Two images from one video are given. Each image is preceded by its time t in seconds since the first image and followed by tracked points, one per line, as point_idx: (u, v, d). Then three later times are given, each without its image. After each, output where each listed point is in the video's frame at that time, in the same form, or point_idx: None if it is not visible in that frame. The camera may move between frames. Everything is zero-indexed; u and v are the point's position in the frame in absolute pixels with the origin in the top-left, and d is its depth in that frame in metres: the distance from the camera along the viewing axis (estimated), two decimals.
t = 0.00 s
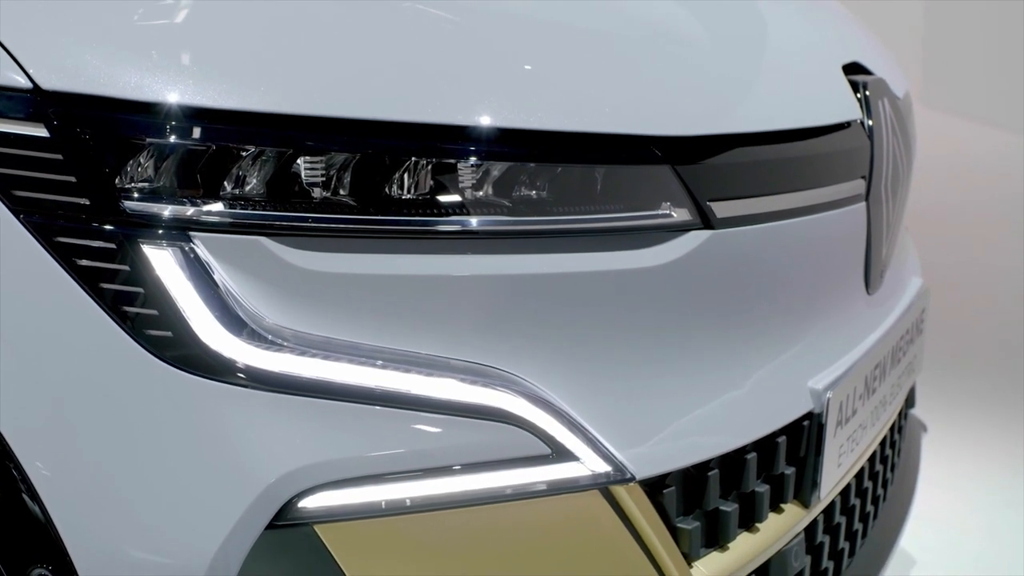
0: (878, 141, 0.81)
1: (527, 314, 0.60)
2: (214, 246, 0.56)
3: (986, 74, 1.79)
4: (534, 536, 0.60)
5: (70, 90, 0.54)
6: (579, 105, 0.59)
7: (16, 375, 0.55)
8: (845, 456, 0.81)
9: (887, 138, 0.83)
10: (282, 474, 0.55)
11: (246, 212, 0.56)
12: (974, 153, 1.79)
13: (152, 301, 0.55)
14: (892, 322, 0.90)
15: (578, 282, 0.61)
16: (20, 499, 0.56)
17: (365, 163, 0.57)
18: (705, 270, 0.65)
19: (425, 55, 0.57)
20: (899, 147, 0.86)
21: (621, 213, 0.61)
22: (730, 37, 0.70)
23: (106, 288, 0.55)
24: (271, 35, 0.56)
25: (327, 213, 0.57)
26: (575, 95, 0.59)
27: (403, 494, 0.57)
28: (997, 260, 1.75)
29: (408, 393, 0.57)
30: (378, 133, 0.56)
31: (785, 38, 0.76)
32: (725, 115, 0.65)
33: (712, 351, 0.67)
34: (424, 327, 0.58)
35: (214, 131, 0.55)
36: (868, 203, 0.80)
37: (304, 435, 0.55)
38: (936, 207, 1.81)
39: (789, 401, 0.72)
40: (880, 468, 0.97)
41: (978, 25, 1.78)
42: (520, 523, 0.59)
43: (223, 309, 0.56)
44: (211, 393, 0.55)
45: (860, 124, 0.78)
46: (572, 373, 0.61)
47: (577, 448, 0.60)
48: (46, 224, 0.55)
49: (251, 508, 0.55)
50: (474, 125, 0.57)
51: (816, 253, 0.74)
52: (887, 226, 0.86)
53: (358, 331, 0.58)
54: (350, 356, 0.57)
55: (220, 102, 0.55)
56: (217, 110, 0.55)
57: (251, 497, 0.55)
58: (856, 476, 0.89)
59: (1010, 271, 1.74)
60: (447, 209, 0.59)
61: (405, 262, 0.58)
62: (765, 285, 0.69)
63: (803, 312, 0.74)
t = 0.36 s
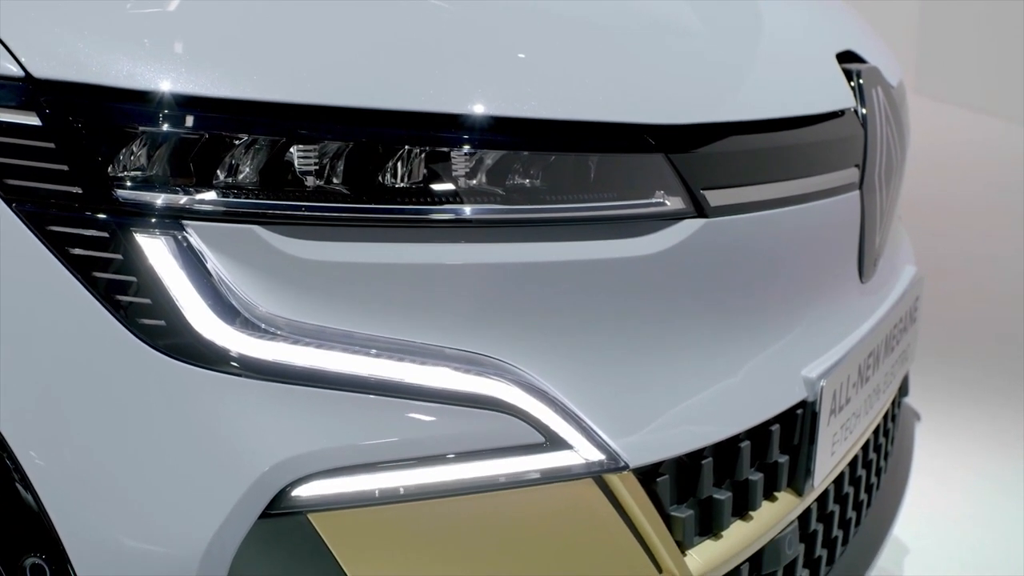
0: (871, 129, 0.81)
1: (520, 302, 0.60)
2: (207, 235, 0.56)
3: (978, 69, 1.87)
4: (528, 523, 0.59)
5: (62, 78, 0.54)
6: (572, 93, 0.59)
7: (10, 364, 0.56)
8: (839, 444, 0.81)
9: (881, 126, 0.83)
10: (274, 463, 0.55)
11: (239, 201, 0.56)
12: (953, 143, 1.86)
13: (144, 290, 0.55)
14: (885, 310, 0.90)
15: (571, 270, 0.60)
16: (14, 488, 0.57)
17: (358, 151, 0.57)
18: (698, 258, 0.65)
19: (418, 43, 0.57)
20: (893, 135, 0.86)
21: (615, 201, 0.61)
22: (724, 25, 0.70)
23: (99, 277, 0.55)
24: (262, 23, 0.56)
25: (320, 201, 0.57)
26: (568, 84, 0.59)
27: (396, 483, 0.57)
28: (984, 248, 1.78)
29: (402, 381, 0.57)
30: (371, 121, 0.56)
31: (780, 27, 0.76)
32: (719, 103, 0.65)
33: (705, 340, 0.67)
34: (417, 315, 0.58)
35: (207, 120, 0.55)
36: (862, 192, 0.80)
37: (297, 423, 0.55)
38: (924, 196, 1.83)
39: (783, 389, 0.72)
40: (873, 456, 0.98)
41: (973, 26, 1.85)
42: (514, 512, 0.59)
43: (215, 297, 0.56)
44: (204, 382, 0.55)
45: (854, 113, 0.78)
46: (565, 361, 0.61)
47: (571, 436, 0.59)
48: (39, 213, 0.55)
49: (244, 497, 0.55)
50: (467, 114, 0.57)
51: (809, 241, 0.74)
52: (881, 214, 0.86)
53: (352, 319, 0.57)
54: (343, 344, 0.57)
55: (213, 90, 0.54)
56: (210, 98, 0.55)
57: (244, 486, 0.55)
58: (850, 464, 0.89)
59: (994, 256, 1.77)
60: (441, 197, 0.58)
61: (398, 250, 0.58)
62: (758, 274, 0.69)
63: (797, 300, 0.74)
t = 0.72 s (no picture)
0: (866, 117, 0.81)
1: (515, 290, 0.60)
2: (202, 223, 0.55)
3: (979, 59, 1.79)
4: (524, 512, 0.59)
5: (55, 65, 0.54)
6: (567, 81, 0.59)
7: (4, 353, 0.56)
8: (833, 432, 0.81)
9: (876, 114, 0.83)
10: (269, 451, 0.55)
11: (233, 188, 0.56)
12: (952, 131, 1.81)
13: (139, 278, 0.54)
14: (879, 298, 0.90)
15: (565, 258, 0.60)
16: (9, 476, 0.57)
17: (353, 138, 0.57)
18: (692, 246, 0.65)
19: (411, 30, 0.57)
20: (887, 123, 0.86)
21: (609, 189, 0.61)
22: (719, 13, 0.70)
23: (94, 265, 0.54)
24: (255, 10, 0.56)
25: (314, 189, 0.57)
26: (562, 71, 0.59)
27: (391, 470, 0.56)
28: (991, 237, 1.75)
29: (397, 369, 0.56)
30: (366, 109, 0.56)
31: (775, 15, 0.75)
32: (714, 91, 0.64)
33: (699, 327, 0.67)
34: (412, 303, 0.58)
35: (201, 107, 0.55)
36: (856, 179, 0.80)
37: (292, 411, 0.55)
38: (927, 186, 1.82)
39: (777, 377, 0.73)
40: (868, 444, 0.98)
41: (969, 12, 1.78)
42: (510, 500, 0.59)
43: (210, 285, 0.55)
44: (199, 370, 0.54)
45: (848, 100, 0.78)
46: (559, 349, 0.61)
47: (565, 424, 0.59)
48: (33, 201, 0.55)
49: (239, 485, 0.55)
50: (462, 101, 0.57)
51: (803, 229, 0.74)
52: (876, 201, 0.86)
53: (346, 307, 0.57)
54: (338, 332, 0.57)
55: (206, 78, 0.54)
56: (204, 86, 0.54)
57: (238, 475, 0.54)
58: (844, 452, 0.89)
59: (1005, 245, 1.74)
60: (436, 185, 0.58)
61: (392, 238, 0.58)
62: (753, 262, 0.69)
63: (791, 288, 0.74)
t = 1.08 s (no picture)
0: (862, 103, 0.80)
1: (509, 276, 0.59)
2: (196, 210, 0.55)
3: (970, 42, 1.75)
4: (519, 500, 0.59)
5: (49, 52, 0.54)
6: (562, 67, 0.59)
7: None
8: (828, 418, 0.81)
9: (871, 100, 0.83)
10: (264, 438, 0.55)
11: (227, 174, 0.56)
12: (952, 115, 1.78)
13: (133, 265, 0.54)
14: (874, 284, 0.90)
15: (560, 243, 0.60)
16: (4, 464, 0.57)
17: (348, 125, 0.56)
18: (687, 232, 0.65)
19: (406, 16, 0.57)
20: (883, 110, 0.86)
21: (604, 175, 0.61)
22: None
23: (88, 252, 0.54)
24: None
25: (309, 175, 0.56)
26: (558, 57, 0.59)
27: (387, 457, 0.56)
28: (991, 224, 1.75)
29: (392, 355, 0.56)
30: (360, 95, 0.56)
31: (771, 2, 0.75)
32: (710, 77, 0.64)
33: (694, 313, 0.67)
34: (407, 290, 0.58)
35: (194, 94, 0.54)
36: (852, 166, 0.80)
37: (287, 398, 0.55)
38: (927, 171, 1.79)
39: (773, 363, 0.73)
40: (863, 430, 0.98)
41: (967, 9, 1.75)
42: (505, 487, 0.59)
43: (205, 272, 0.55)
44: (194, 357, 0.54)
45: (844, 87, 0.78)
46: (555, 335, 0.61)
47: (560, 411, 0.59)
48: (27, 187, 0.55)
49: (233, 472, 0.55)
50: (457, 88, 0.57)
51: (798, 216, 0.74)
52: (871, 188, 0.86)
53: (341, 294, 0.57)
54: (334, 319, 0.56)
55: (201, 64, 0.54)
56: (197, 71, 0.54)
57: (233, 462, 0.54)
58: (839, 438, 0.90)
59: (1002, 231, 1.74)
60: (430, 171, 0.58)
61: (387, 225, 0.57)
62: (747, 248, 0.69)
63: (786, 275, 0.74)
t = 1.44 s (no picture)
0: (857, 89, 0.80)
1: (504, 262, 0.59)
2: (191, 196, 0.55)
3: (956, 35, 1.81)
4: (512, 487, 0.59)
5: (42, 38, 0.54)
6: (557, 53, 0.59)
7: None
8: (824, 405, 0.82)
9: (867, 87, 0.82)
10: (259, 425, 0.54)
11: (221, 161, 0.55)
12: (945, 106, 1.81)
13: (127, 252, 0.54)
14: (870, 271, 0.90)
15: (555, 230, 0.60)
16: None
17: (342, 111, 0.56)
18: (682, 220, 0.65)
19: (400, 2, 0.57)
20: (879, 97, 0.86)
21: (599, 162, 0.61)
22: None
23: (82, 239, 0.54)
24: None
25: (304, 161, 0.56)
26: (553, 43, 0.59)
27: (382, 444, 0.56)
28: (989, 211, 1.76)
29: (387, 342, 0.56)
30: (355, 82, 0.56)
31: None
32: (706, 64, 0.64)
33: (689, 300, 0.67)
34: (402, 276, 0.58)
35: (189, 80, 0.54)
36: (847, 152, 0.80)
37: (282, 385, 0.55)
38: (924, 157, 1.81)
39: (768, 349, 0.73)
40: (858, 417, 0.98)
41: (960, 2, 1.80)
42: (500, 474, 0.59)
43: (199, 259, 0.55)
44: (189, 344, 0.54)
45: (839, 73, 0.78)
46: (550, 321, 0.61)
47: (556, 397, 0.59)
48: (22, 174, 0.55)
49: (228, 459, 0.55)
50: (452, 74, 0.56)
51: (793, 203, 0.74)
52: (866, 175, 0.86)
53: (336, 281, 0.57)
54: (329, 306, 0.56)
55: (194, 50, 0.54)
56: (191, 58, 0.54)
57: (228, 449, 0.54)
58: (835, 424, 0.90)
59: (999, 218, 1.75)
60: (425, 158, 0.58)
61: (382, 211, 0.57)
62: (742, 234, 0.69)
63: (781, 261, 0.74)
